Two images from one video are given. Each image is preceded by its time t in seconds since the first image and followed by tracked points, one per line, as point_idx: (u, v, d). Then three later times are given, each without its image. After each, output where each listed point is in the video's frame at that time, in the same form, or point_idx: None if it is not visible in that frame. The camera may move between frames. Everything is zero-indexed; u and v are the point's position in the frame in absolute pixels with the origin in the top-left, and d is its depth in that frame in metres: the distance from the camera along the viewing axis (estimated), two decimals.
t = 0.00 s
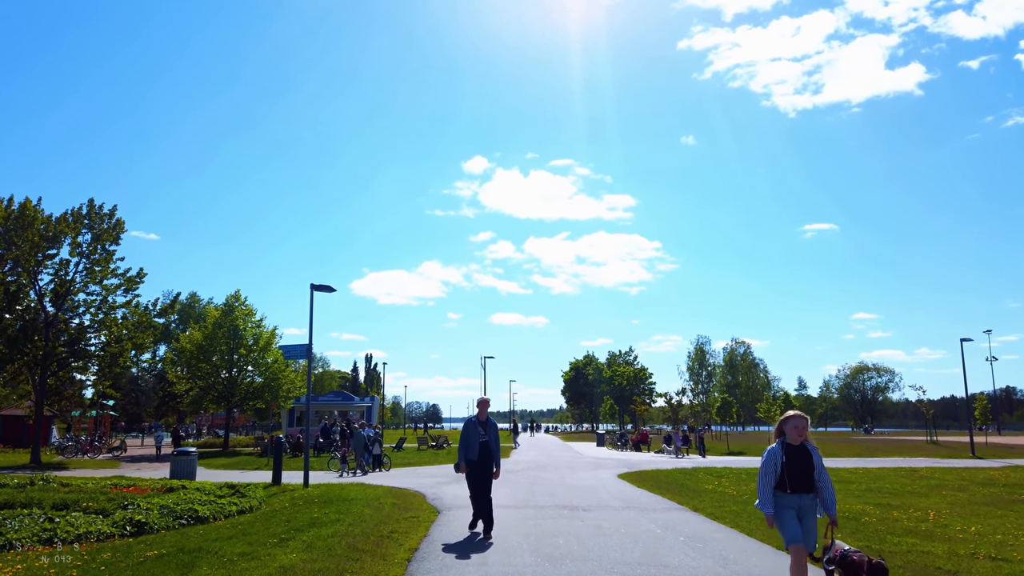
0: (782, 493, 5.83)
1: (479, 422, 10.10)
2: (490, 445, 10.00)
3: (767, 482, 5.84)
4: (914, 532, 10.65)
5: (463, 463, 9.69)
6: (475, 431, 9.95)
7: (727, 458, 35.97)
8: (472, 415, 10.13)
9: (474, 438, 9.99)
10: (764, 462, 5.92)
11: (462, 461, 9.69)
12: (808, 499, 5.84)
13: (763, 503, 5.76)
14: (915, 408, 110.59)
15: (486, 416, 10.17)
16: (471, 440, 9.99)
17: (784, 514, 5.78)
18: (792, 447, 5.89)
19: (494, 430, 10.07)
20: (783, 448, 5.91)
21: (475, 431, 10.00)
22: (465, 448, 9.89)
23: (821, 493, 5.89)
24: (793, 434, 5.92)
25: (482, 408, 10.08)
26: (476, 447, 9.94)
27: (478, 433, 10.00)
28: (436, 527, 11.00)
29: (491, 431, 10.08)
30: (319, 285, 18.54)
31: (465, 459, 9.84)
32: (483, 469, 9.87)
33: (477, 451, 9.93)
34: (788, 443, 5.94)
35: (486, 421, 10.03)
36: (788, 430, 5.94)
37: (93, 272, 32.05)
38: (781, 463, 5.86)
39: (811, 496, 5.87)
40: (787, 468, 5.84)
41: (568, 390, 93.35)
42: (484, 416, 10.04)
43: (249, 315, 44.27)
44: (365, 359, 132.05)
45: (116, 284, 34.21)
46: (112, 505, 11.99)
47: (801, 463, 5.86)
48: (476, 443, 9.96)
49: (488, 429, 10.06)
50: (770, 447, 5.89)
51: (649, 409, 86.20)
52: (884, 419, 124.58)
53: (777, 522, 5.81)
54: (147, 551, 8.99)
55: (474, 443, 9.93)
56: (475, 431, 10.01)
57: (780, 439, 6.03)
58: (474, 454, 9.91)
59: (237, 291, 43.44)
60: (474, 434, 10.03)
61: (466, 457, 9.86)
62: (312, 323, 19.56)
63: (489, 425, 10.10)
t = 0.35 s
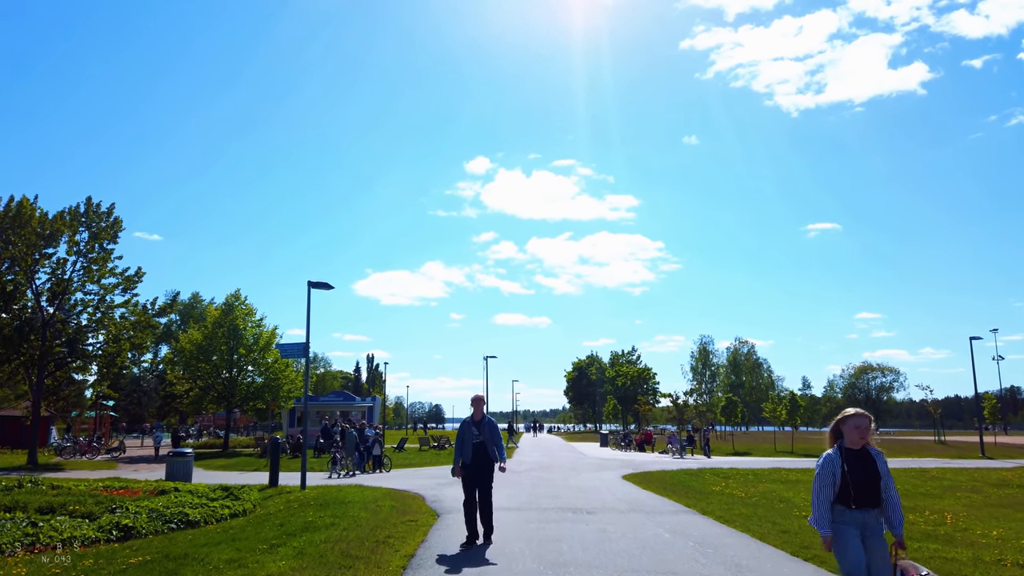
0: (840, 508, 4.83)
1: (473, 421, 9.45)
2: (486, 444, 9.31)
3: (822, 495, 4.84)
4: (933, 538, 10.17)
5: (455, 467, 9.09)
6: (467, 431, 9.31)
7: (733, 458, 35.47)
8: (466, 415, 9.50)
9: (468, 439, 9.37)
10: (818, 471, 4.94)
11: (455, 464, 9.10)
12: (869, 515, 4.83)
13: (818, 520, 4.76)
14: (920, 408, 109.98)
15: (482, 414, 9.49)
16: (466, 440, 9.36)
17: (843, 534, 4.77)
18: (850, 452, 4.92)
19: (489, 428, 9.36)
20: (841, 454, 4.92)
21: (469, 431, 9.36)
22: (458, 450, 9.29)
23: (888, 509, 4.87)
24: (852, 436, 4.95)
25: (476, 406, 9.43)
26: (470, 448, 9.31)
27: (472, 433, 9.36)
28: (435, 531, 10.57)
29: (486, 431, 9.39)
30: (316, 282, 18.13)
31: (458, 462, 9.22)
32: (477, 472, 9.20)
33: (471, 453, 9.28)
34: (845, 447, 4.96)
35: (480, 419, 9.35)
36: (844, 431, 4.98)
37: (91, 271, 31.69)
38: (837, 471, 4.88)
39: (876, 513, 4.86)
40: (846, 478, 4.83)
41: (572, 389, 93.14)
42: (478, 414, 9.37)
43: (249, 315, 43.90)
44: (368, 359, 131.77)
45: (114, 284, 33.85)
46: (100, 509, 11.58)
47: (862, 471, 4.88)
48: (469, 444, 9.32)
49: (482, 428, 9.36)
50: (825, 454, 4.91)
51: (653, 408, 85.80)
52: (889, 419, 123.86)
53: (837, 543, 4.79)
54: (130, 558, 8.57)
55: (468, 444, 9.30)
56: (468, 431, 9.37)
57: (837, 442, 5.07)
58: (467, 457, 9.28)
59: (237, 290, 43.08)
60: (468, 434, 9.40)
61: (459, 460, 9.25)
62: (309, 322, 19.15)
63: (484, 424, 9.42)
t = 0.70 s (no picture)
0: (935, 532, 3.99)
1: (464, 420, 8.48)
2: (478, 445, 8.35)
3: (914, 515, 3.99)
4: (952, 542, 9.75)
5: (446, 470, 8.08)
6: (458, 430, 8.36)
7: (736, 458, 35.01)
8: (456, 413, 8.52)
9: (458, 440, 8.38)
10: (909, 486, 4.07)
11: (445, 467, 8.08)
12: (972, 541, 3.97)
13: (912, 549, 3.91)
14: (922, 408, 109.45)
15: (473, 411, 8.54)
16: (455, 440, 8.39)
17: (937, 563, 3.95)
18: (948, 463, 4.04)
19: (481, 427, 8.43)
20: (938, 465, 4.04)
21: (460, 430, 8.39)
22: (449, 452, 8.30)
23: (992, 534, 4.01)
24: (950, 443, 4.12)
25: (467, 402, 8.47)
26: (462, 449, 8.32)
27: (462, 433, 8.39)
28: (432, 536, 10.13)
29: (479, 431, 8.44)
30: (312, 278, 17.73)
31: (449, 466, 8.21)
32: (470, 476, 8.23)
33: (463, 455, 8.30)
34: (944, 456, 4.07)
35: (472, 418, 8.41)
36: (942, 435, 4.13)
37: (86, 269, 31.27)
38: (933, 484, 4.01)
39: (979, 539, 4.00)
40: (944, 496, 3.97)
41: (572, 389, 92.90)
42: (469, 410, 8.41)
43: (247, 314, 43.52)
44: (367, 359, 131.28)
45: (109, 282, 33.40)
46: (85, 511, 11.17)
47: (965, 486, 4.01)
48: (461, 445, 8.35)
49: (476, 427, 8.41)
50: (919, 465, 4.05)
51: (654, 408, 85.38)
52: (890, 419, 123.36)
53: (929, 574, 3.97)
54: (110, 565, 8.14)
55: (458, 444, 8.32)
56: (459, 430, 8.39)
57: (932, 450, 4.20)
58: (460, 458, 8.29)
59: (234, 289, 42.66)
60: (458, 433, 8.42)
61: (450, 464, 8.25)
62: (305, 319, 18.73)
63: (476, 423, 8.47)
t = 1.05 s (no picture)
0: None
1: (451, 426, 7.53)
2: (464, 455, 7.41)
3: None
4: (965, 548, 9.36)
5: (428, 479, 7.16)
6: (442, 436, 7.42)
7: (734, 459, 34.57)
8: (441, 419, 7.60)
9: (442, 448, 7.46)
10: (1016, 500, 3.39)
11: (427, 476, 7.15)
12: None
13: None
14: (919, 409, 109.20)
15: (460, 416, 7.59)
16: (440, 448, 7.46)
17: None
18: None
19: (469, 436, 7.46)
20: None
21: (444, 437, 7.43)
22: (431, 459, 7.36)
23: None
24: None
25: (454, 406, 7.52)
26: (445, 458, 7.40)
27: (447, 441, 7.44)
28: (422, 542, 9.74)
29: (467, 439, 7.49)
30: (302, 275, 17.31)
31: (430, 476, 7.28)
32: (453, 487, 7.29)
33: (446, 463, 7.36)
34: None
35: (458, 424, 7.46)
36: None
37: (75, 267, 30.80)
38: None
39: None
40: None
41: (569, 389, 92.50)
42: (455, 416, 7.47)
43: (240, 313, 43.10)
44: (363, 359, 130.63)
45: (98, 280, 32.90)
46: (61, 516, 10.73)
47: None
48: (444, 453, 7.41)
49: (462, 435, 7.46)
50: None
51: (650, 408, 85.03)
52: (888, 419, 122.94)
53: None
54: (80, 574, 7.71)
55: (441, 453, 7.39)
56: (443, 436, 7.45)
57: None
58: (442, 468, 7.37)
59: (227, 288, 42.19)
60: (443, 441, 7.48)
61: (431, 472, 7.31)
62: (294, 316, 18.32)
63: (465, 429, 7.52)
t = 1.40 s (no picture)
0: None
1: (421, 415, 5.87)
2: (436, 450, 5.73)
3: None
4: (973, 552, 8.95)
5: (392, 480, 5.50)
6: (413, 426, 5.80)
7: (728, 459, 34.26)
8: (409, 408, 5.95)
9: (412, 441, 5.79)
10: None
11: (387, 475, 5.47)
12: None
13: None
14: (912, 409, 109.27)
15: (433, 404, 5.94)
16: (407, 444, 5.79)
17: None
18: None
19: (444, 426, 5.81)
20: None
21: (413, 428, 5.77)
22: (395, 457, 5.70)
23: None
24: None
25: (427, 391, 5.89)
26: (413, 453, 5.73)
27: (416, 433, 5.76)
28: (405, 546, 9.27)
29: (441, 429, 5.83)
30: (286, 270, 16.84)
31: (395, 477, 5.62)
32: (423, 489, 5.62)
33: (415, 459, 5.68)
34: None
35: (430, 412, 5.79)
36: None
37: (58, 264, 30.19)
38: None
39: None
40: None
41: (562, 389, 92.24)
42: (426, 402, 5.81)
43: (229, 312, 42.57)
44: (356, 359, 130.03)
45: (83, 279, 32.29)
46: (27, 519, 10.23)
47: None
48: (413, 448, 5.74)
49: (435, 425, 5.80)
50: None
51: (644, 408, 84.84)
52: (881, 419, 123.02)
53: None
54: None
55: (408, 448, 5.72)
56: (411, 428, 5.81)
57: None
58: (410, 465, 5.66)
59: (215, 287, 41.64)
60: (411, 434, 5.80)
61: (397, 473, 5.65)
62: (278, 313, 17.83)
63: (439, 418, 5.86)
